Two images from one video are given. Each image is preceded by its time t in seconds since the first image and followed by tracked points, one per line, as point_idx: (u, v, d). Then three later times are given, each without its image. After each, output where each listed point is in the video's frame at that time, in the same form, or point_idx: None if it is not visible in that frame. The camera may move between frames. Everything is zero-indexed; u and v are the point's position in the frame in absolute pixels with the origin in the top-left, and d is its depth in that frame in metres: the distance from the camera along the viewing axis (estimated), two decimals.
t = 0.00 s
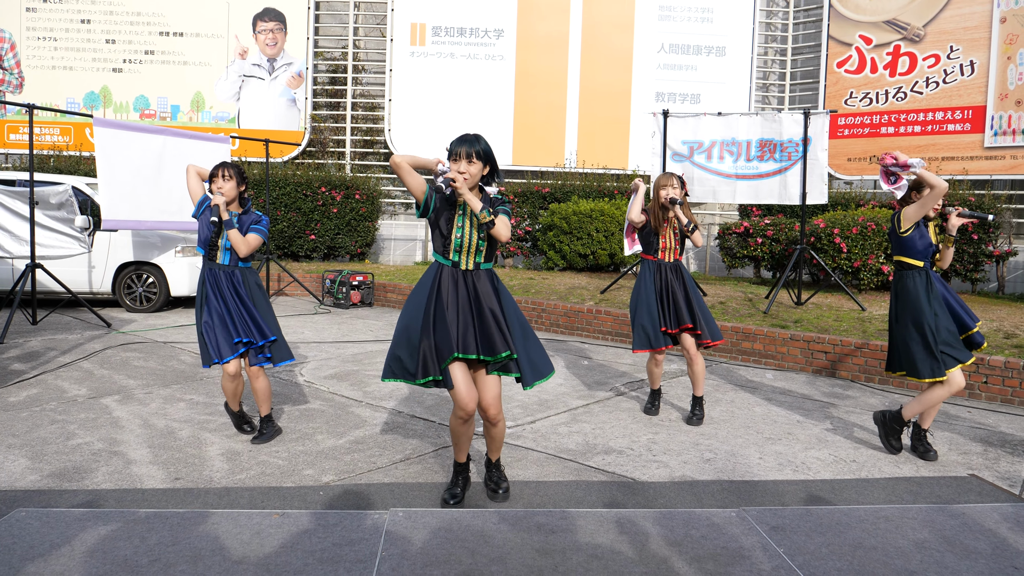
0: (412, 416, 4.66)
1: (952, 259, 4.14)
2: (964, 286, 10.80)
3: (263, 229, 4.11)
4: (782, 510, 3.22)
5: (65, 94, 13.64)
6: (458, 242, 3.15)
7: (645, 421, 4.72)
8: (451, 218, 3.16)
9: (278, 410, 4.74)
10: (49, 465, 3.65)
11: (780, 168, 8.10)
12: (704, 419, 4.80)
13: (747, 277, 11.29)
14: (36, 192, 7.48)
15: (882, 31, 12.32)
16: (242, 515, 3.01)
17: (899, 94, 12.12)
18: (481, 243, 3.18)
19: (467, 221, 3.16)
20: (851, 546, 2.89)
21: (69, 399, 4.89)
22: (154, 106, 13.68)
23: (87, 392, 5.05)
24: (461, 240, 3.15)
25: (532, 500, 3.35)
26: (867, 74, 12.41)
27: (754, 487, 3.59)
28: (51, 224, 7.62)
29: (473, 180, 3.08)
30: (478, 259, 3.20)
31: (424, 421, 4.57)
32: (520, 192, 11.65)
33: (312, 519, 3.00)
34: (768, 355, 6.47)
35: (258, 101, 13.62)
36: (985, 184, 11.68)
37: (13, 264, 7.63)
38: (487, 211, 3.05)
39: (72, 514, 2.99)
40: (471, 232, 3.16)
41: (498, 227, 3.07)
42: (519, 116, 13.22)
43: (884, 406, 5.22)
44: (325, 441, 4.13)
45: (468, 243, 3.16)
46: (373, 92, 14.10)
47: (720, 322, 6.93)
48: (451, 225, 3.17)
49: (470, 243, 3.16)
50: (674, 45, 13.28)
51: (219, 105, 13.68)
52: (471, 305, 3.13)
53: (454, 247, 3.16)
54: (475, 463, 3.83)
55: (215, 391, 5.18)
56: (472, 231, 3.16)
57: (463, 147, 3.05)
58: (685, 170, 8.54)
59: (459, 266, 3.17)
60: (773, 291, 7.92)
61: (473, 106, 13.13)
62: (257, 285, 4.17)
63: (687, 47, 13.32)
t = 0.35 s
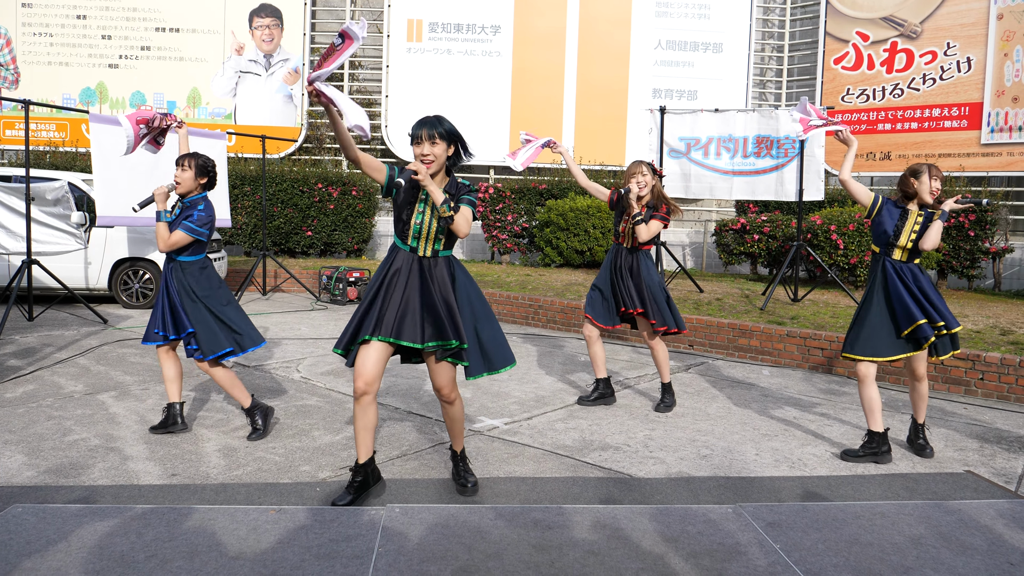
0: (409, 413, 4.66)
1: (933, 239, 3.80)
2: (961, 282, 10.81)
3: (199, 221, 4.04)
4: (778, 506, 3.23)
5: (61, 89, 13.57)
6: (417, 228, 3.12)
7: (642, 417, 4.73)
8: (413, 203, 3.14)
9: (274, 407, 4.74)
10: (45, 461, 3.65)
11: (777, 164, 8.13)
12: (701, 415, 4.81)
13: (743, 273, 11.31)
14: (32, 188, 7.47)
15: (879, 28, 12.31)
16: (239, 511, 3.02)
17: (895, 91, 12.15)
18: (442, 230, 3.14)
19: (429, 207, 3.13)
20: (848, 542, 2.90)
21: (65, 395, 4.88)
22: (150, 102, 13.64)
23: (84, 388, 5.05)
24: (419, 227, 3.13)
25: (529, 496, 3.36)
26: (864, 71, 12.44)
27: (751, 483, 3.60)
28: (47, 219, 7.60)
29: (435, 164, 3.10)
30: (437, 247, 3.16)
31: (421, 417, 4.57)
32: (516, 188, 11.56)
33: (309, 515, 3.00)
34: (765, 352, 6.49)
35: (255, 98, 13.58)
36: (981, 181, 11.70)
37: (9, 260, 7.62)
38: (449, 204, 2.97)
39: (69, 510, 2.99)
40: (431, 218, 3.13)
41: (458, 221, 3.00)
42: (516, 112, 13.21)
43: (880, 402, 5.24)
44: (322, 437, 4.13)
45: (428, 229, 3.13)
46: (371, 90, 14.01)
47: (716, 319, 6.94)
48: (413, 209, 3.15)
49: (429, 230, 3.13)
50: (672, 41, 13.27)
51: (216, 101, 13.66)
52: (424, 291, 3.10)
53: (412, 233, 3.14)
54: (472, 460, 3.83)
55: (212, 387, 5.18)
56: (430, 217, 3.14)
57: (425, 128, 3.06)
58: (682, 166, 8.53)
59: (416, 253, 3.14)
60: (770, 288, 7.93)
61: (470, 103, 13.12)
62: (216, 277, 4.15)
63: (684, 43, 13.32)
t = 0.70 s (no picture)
0: (409, 409, 4.66)
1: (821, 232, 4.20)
2: (962, 279, 10.81)
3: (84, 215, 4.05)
4: (778, 502, 3.24)
5: (61, 86, 13.56)
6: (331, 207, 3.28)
7: (642, 413, 4.73)
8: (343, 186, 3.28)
9: (275, 403, 4.74)
10: (46, 457, 3.66)
11: (777, 160, 8.14)
12: (700, 411, 4.81)
13: (743, 270, 11.31)
14: (32, 185, 7.49)
15: (880, 23, 12.27)
16: (239, 507, 3.02)
17: (896, 87, 12.12)
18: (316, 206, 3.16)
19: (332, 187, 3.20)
20: (848, 537, 2.90)
21: (65, 391, 4.89)
22: (150, 98, 13.63)
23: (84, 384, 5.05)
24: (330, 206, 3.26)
25: (529, 491, 3.36)
26: (865, 67, 12.40)
27: (751, 479, 3.60)
28: (47, 216, 7.61)
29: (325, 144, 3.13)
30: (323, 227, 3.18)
31: (421, 414, 4.58)
32: (517, 184, 11.61)
33: (310, 511, 3.00)
34: (765, 348, 6.49)
35: (254, 94, 13.57)
36: (982, 177, 11.70)
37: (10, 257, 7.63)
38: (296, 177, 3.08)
39: (71, 505, 3.00)
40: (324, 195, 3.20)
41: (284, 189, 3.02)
42: (516, 108, 13.19)
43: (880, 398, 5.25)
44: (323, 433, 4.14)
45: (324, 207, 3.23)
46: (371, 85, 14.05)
47: (717, 315, 6.94)
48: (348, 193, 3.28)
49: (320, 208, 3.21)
50: (672, 37, 13.23)
51: (215, 97, 13.65)
52: (308, 280, 3.16)
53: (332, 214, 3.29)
54: (472, 455, 3.84)
55: (213, 383, 5.18)
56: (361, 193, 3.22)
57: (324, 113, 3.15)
58: (682, 162, 8.46)
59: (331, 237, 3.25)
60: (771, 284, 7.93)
61: (470, 99, 13.10)
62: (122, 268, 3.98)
63: (684, 39, 13.29)
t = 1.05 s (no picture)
0: (415, 406, 4.67)
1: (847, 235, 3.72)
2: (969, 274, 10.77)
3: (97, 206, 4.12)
4: (786, 499, 3.24)
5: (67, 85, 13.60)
6: (302, 206, 3.06)
7: (648, 410, 4.73)
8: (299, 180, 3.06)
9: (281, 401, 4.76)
10: (55, 455, 3.67)
11: (782, 155, 8.10)
12: (706, 408, 4.81)
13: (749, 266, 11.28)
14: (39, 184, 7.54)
15: (886, 17, 12.19)
16: (247, 504, 3.03)
17: (902, 81, 12.05)
18: (326, 208, 3.14)
19: (313, 185, 3.08)
20: (856, 535, 2.90)
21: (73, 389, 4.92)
22: (155, 97, 13.66)
23: (91, 382, 5.08)
24: (305, 204, 3.07)
25: (535, 489, 3.36)
26: (870, 61, 12.26)
27: (757, 476, 3.60)
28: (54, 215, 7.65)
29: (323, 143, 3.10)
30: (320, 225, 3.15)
31: (427, 411, 4.59)
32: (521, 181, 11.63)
33: (317, 508, 3.01)
34: (771, 345, 6.48)
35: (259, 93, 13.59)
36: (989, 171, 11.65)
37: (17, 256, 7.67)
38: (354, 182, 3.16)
39: (80, 502, 3.01)
40: (317, 196, 3.09)
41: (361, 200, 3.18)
42: (520, 105, 13.16)
43: (888, 394, 5.23)
44: (330, 431, 4.15)
45: (314, 206, 3.10)
46: (372, 83, 14.23)
47: (722, 311, 6.93)
48: (296, 187, 3.05)
49: (314, 208, 3.10)
50: (676, 33, 13.21)
51: (220, 96, 13.68)
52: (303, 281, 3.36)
53: (297, 211, 3.07)
54: (478, 452, 3.84)
55: (220, 381, 5.20)
56: (319, 197, 3.10)
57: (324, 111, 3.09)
58: (688, 158, 8.47)
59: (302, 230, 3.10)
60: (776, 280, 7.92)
61: (474, 96, 13.09)
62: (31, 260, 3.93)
63: (688, 34, 13.26)
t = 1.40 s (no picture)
0: (439, 406, 4.67)
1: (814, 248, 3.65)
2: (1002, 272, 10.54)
3: (32, 238, 3.93)
4: (817, 501, 3.19)
5: (96, 90, 13.82)
6: (245, 218, 3.11)
7: (674, 410, 4.68)
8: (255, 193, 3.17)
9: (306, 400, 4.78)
10: (87, 452, 3.73)
11: (808, 152, 7.98)
12: (732, 408, 4.75)
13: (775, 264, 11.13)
14: (70, 187, 7.68)
15: (914, 10, 11.97)
16: (276, 502, 3.05)
17: (931, 75, 11.85)
18: (263, 221, 3.06)
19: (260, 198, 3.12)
20: (890, 537, 2.84)
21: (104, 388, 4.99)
22: (181, 100, 13.84)
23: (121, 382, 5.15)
24: (248, 217, 3.11)
25: (562, 488, 3.35)
26: (898, 55, 12.13)
27: (787, 477, 3.55)
28: (84, 217, 7.78)
29: (288, 153, 3.13)
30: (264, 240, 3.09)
31: (452, 410, 4.58)
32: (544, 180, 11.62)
33: (345, 507, 3.02)
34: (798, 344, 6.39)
35: (282, 94, 13.69)
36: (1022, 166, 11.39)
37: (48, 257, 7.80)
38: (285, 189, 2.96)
39: (113, 499, 3.05)
40: (258, 209, 3.09)
41: (287, 209, 2.95)
42: (542, 104, 13.14)
43: (919, 395, 5.13)
44: (355, 430, 4.16)
45: (254, 219, 3.09)
46: (396, 83, 14.02)
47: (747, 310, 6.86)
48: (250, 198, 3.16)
49: (253, 221, 3.08)
50: (698, 29, 13.11)
51: (245, 98, 13.83)
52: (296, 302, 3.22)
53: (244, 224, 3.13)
54: (504, 452, 3.84)
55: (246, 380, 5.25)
56: (258, 209, 3.08)
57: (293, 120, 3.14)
58: (711, 156, 8.40)
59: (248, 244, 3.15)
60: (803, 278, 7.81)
61: (496, 95, 13.08)
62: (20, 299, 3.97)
63: (711, 31, 13.14)
